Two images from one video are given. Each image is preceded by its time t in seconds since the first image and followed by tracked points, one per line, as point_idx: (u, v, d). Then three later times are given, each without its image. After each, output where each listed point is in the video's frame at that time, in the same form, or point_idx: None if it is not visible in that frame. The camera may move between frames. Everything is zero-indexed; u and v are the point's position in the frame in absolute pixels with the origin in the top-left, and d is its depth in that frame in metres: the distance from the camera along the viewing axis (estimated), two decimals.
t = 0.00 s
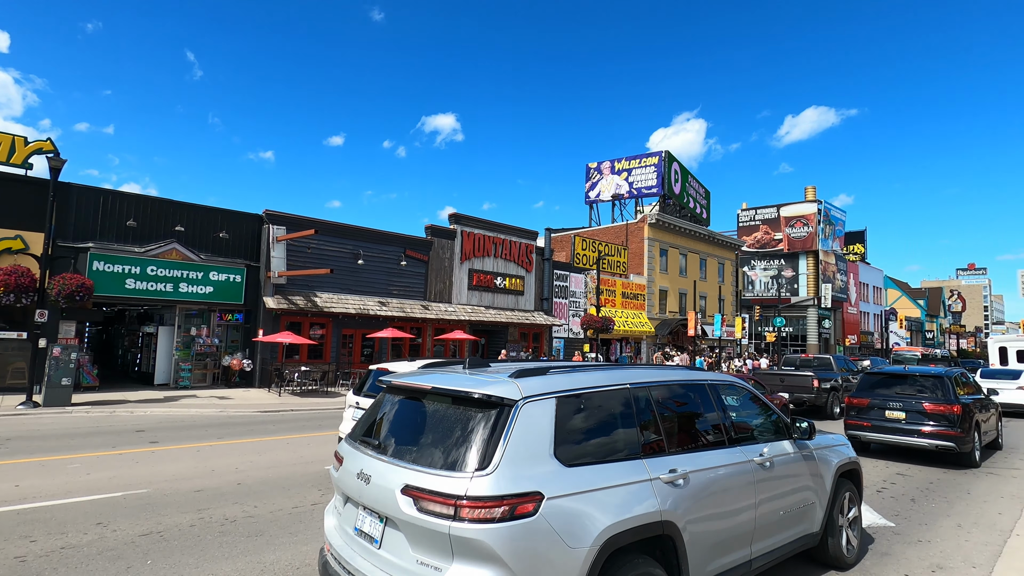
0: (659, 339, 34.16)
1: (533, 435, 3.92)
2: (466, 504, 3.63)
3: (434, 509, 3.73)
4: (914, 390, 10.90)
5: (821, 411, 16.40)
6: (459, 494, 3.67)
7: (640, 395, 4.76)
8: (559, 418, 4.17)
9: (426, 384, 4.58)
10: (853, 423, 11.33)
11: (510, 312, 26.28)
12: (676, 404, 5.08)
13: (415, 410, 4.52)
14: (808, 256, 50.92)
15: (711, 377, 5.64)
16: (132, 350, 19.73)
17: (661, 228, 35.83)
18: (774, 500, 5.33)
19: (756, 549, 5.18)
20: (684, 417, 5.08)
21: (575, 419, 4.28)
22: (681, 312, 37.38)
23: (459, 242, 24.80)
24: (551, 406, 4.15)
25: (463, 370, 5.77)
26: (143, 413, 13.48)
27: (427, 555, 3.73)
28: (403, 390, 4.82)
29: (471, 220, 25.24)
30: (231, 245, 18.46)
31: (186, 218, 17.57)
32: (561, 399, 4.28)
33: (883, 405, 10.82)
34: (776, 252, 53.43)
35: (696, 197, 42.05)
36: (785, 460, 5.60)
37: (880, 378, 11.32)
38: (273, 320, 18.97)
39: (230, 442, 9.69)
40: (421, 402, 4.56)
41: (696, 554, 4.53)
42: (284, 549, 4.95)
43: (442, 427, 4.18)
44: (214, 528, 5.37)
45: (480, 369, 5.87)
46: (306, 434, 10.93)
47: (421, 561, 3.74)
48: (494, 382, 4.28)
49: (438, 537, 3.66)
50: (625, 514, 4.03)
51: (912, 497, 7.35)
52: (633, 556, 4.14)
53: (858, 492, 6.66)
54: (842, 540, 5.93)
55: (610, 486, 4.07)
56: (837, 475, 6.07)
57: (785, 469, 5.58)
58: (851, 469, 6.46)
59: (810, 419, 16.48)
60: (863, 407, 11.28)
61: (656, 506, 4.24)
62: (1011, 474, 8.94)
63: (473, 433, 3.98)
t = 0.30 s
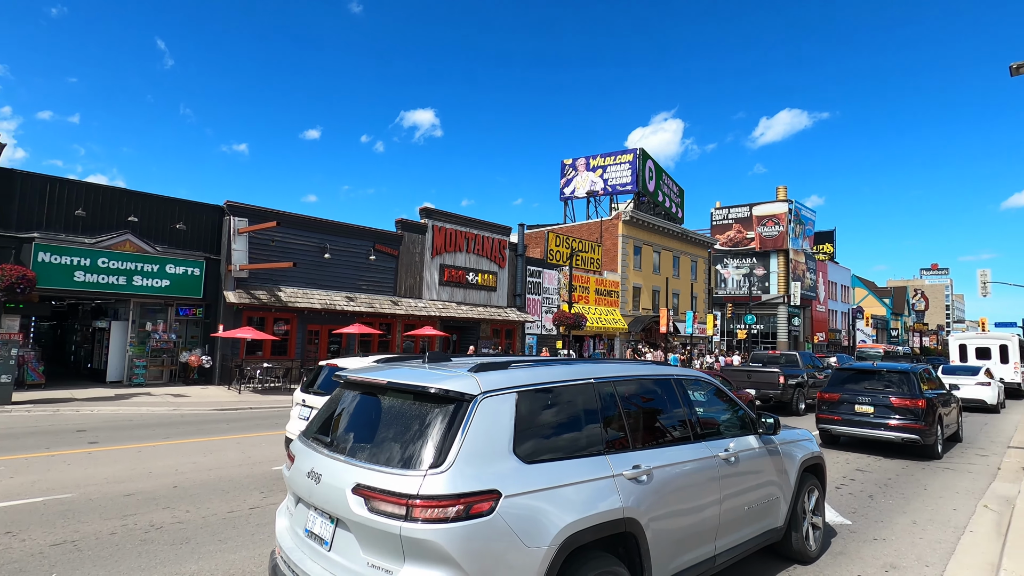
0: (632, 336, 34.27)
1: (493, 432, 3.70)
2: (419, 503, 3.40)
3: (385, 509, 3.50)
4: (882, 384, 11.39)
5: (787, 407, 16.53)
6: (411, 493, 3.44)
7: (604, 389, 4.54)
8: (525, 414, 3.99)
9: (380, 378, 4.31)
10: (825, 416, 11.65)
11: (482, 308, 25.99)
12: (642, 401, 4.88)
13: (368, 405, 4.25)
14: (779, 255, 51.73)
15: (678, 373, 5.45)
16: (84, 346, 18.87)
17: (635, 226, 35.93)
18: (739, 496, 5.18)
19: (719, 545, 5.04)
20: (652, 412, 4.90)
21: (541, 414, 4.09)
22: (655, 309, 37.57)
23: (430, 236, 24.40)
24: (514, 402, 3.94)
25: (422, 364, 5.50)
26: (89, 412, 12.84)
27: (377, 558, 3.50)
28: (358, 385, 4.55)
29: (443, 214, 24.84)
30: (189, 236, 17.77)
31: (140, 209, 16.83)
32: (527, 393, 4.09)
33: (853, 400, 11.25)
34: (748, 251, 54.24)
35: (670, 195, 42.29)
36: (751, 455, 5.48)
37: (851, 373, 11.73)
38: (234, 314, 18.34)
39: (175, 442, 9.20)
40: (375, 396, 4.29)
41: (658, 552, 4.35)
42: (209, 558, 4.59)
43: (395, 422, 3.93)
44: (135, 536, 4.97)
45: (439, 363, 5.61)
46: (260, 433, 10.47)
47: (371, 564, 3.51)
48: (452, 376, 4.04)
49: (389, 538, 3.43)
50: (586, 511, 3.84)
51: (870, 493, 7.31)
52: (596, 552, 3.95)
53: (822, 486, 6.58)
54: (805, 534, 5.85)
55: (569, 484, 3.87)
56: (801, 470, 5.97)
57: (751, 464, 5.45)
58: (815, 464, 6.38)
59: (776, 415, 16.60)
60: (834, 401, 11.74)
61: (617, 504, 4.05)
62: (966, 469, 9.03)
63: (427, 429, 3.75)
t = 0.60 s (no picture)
0: (621, 334, 34.09)
1: (475, 430, 3.57)
2: (389, 509, 3.23)
3: (354, 514, 3.34)
4: (872, 382, 11.73)
5: (772, 406, 16.36)
6: (381, 499, 3.28)
7: (586, 389, 4.37)
8: (511, 411, 3.89)
9: (352, 376, 4.13)
10: (815, 413, 11.94)
11: (468, 306, 25.67)
12: (625, 400, 4.70)
13: (338, 405, 4.06)
14: (768, 253, 51.79)
15: (660, 371, 5.22)
16: (58, 344, 18.36)
17: (624, 223, 35.77)
18: (725, 496, 5.00)
19: (704, 547, 4.85)
20: (637, 412, 4.73)
21: (526, 413, 3.98)
22: (644, 307, 37.42)
23: (415, 233, 24.06)
24: (498, 401, 3.84)
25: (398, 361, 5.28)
26: (53, 412, 12.38)
27: (346, 566, 3.33)
28: (328, 384, 4.36)
29: (429, 211, 24.51)
30: (164, 232, 17.36)
31: (113, 203, 16.40)
32: (514, 391, 3.98)
33: (844, 396, 11.62)
34: (738, 249, 54.30)
35: (660, 192, 42.14)
36: (737, 455, 5.27)
37: (843, 371, 12.11)
38: (212, 312, 17.94)
39: (136, 444, 8.81)
40: (346, 396, 4.11)
41: (640, 555, 4.17)
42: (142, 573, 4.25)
43: (367, 422, 3.76)
44: (67, 548, 4.62)
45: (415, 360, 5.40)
46: (227, 435, 10.09)
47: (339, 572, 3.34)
48: (427, 375, 3.87)
49: (357, 545, 3.26)
50: (567, 514, 3.69)
51: (852, 496, 7.10)
52: (576, 556, 3.79)
53: (811, 487, 6.39)
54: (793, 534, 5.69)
55: (548, 487, 3.70)
56: (788, 470, 5.79)
57: (738, 465, 5.26)
58: (803, 463, 6.19)
59: (762, 414, 16.43)
60: (826, 399, 12.08)
61: (597, 506, 3.88)
62: (950, 469, 8.85)
63: (401, 428, 3.59)
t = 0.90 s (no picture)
0: (610, 333, 33.93)
1: (455, 428, 3.51)
2: (359, 511, 3.13)
3: (324, 517, 3.23)
4: (861, 380, 11.69)
5: (758, 406, 16.21)
6: (352, 501, 3.17)
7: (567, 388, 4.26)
8: (496, 410, 3.84)
9: (327, 376, 4.02)
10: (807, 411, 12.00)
11: (455, 305, 25.39)
12: (608, 400, 4.59)
13: (311, 405, 3.94)
14: (758, 253, 51.86)
15: (642, 370, 5.08)
16: (30, 342, 17.90)
17: (613, 222, 35.59)
18: (707, 496, 4.89)
19: (686, 547, 4.73)
20: (620, 412, 4.64)
21: (509, 412, 3.90)
22: (633, 306, 37.29)
23: (401, 230, 23.73)
24: (481, 399, 3.75)
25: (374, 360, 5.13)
26: (16, 413, 11.96)
27: (314, 570, 3.22)
28: (303, 384, 4.25)
29: (414, 208, 24.23)
30: (139, 228, 16.96)
31: (85, 197, 16.00)
32: (500, 390, 3.93)
33: (835, 396, 11.68)
34: (728, 249, 54.37)
35: (650, 191, 42.01)
36: (720, 455, 5.15)
37: (833, 370, 12.19)
38: (190, 310, 17.57)
39: (95, 446, 8.48)
40: (320, 396, 3.99)
41: (620, 557, 4.05)
42: None
43: (340, 421, 3.65)
44: None
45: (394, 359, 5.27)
46: (195, 436, 9.77)
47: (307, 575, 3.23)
48: (402, 374, 3.75)
49: (326, 548, 3.16)
50: (545, 515, 3.57)
51: (830, 498, 6.92)
52: (554, 558, 3.67)
53: (795, 486, 6.26)
54: (775, 533, 5.60)
55: (524, 489, 3.58)
56: (771, 469, 5.66)
57: (720, 464, 5.13)
58: (786, 462, 6.06)
59: (747, 413, 16.28)
60: (817, 397, 12.12)
61: (574, 507, 3.76)
62: (932, 470, 8.70)
63: (375, 425, 3.49)
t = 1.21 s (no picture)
0: (598, 332, 33.76)
1: (431, 429, 3.24)
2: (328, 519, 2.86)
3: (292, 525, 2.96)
4: (851, 379, 11.55)
5: (743, 406, 16.06)
6: (320, 508, 2.91)
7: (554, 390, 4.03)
8: (480, 413, 3.59)
9: (299, 378, 3.75)
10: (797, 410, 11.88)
11: (440, 304, 25.07)
12: (593, 403, 4.33)
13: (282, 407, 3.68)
14: (747, 252, 51.93)
15: (626, 371, 4.82)
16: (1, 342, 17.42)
17: (602, 221, 35.40)
18: (693, 498, 4.66)
19: (669, 549, 4.49)
20: (602, 413, 4.37)
21: (493, 415, 3.66)
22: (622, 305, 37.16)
23: (385, 228, 23.38)
24: (463, 402, 3.50)
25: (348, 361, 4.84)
26: None
27: None
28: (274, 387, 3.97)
29: (398, 206, 23.84)
30: (110, 225, 16.53)
31: (53, 193, 15.56)
32: (485, 392, 3.68)
33: (825, 395, 11.52)
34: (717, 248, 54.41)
35: (639, 190, 41.89)
36: (703, 457, 4.91)
37: (824, 369, 12.01)
38: (166, 309, 17.15)
39: (52, 450, 8.14)
40: (291, 398, 3.72)
41: (601, 563, 3.80)
42: None
43: (311, 425, 3.39)
44: None
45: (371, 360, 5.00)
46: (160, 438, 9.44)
47: None
48: (377, 377, 3.46)
49: (293, 558, 2.89)
50: (523, 519, 3.31)
51: (809, 504, 6.71)
52: (532, 563, 3.41)
53: (778, 487, 6.06)
54: (759, 535, 5.41)
55: (503, 493, 3.32)
56: (755, 471, 5.44)
57: (703, 466, 4.90)
58: (771, 463, 5.86)
59: (731, 413, 16.11)
60: (807, 396, 11.95)
61: (554, 512, 3.49)
62: (915, 473, 8.51)
63: (349, 427, 3.22)
